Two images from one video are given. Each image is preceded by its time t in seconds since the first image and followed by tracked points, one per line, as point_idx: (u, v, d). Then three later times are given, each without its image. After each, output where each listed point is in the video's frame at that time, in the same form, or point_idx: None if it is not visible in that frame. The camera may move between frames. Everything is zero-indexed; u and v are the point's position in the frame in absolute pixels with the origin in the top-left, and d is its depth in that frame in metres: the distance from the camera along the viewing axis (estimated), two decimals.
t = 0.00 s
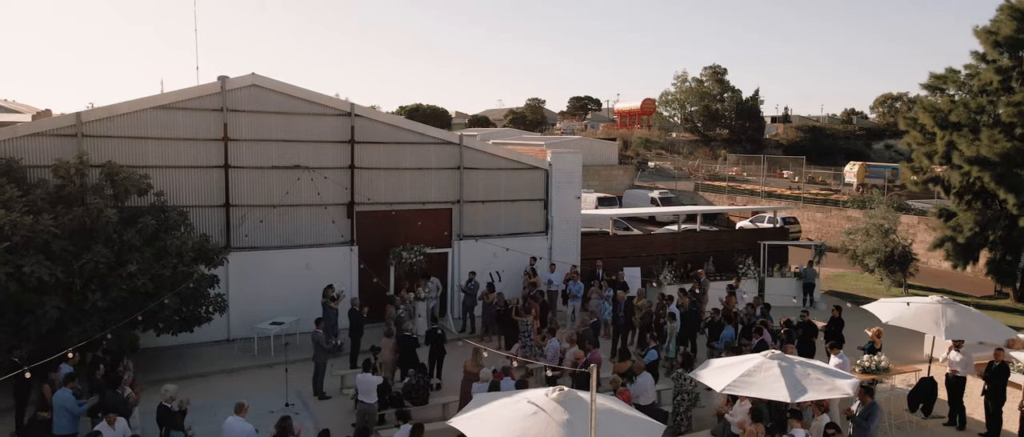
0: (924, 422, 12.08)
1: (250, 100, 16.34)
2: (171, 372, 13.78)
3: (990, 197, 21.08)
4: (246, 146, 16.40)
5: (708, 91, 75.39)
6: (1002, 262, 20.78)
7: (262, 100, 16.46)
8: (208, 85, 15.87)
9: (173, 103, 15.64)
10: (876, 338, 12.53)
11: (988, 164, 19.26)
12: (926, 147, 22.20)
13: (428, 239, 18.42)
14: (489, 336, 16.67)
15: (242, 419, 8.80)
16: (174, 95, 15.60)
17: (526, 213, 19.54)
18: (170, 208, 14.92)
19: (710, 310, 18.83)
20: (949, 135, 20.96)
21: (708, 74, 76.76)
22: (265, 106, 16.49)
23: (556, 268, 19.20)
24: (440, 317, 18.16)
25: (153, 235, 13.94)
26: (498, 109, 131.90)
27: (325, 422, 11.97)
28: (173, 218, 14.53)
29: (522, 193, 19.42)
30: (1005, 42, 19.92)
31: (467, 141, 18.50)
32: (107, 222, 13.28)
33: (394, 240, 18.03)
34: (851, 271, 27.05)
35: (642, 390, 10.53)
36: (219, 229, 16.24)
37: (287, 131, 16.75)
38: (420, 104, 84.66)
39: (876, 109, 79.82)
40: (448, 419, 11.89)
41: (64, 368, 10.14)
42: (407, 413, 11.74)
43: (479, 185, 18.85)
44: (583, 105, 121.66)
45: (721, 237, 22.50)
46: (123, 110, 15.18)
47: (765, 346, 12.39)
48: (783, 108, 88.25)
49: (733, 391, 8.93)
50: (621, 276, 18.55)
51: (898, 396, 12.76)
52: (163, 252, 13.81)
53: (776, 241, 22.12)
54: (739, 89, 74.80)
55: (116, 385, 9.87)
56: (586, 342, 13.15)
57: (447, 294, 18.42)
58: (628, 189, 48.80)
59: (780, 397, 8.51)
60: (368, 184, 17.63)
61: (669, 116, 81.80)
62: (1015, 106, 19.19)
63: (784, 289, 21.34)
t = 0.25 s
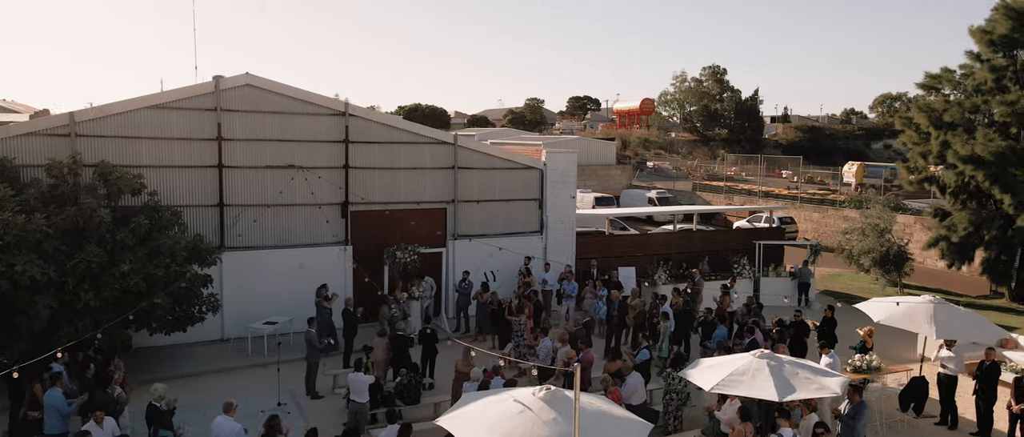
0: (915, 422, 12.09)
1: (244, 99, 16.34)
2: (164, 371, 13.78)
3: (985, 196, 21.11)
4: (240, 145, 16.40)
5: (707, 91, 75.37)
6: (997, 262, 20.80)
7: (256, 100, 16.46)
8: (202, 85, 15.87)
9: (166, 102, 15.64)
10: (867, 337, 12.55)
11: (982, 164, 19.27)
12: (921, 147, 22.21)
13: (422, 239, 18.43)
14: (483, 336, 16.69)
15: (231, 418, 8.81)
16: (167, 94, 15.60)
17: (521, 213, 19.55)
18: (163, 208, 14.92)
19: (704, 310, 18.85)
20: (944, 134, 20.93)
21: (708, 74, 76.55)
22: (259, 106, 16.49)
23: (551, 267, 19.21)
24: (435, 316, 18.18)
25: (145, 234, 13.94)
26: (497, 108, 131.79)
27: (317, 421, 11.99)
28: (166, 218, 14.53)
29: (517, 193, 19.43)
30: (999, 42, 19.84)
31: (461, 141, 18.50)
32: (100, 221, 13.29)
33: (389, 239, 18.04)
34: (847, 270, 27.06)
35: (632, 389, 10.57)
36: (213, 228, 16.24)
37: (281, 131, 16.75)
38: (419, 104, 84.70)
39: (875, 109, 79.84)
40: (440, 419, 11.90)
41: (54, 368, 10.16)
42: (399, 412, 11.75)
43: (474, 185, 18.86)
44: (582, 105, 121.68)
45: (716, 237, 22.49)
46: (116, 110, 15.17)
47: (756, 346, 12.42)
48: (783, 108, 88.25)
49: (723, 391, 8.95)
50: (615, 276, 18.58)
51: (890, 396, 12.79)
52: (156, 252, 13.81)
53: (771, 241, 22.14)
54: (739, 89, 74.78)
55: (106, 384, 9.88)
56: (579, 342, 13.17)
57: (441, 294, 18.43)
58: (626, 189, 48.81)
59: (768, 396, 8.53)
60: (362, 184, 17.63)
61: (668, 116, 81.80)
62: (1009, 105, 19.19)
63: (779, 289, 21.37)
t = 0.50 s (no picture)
0: (905, 422, 12.13)
1: (237, 99, 16.35)
2: (156, 371, 13.80)
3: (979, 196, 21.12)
4: (234, 145, 16.41)
5: (706, 91, 75.32)
6: (991, 261, 20.82)
7: (249, 100, 16.46)
8: (195, 85, 15.88)
9: (159, 102, 15.64)
10: (858, 337, 12.57)
11: (975, 163, 19.28)
12: (915, 146, 22.24)
13: (416, 239, 18.46)
14: (477, 335, 16.70)
15: (219, 418, 8.82)
16: (160, 94, 15.60)
17: (515, 213, 19.57)
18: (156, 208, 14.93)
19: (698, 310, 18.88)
20: (938, 134, 20.91)
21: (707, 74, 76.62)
22: (252, 106, 16.50)
23: (545, 267, 19.22)
24: (429, 316, 18.18)
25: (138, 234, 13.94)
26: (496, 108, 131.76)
27: (309, 421, 11.99)
28: (159, 218, 14.53)
29: (511, 193, 19.44)
30: (992, 42, 19.95)
31: (455, 141, 18.51)
32: (92, 221, 13.30)
33: (382, 239, 18.05)
34: (843, 270, 27.09)
35: (622, 390, 10.59)
36: (206, 228, 16.25)
37: (275, 131, 16.77)
38: (417, 104, 84.72)
39: (874, 109, 79.84)
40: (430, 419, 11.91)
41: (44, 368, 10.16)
42: (391, 412, 11.78)
43: (468, 185, 18.88)
44: (581, 105, 121.68)
45: (711, 237, 22.50)
46: (109, 110, 15.18)
47: (747, 346, 12.44)
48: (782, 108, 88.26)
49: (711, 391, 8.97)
50: (609, 276, 18.60)
51: (881, 396, 12.81)
52: (148, 251, 13.82)
53: (766, 241, 22.15)
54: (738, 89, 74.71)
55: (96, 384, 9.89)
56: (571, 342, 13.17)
57: (436, 294, 18.45)
58: (623, 189, 48.83)
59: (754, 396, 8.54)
60: (356, 184, 17.64)
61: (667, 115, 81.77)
62: (1002, 105, 19.23)
63: (773, 289, 21.39)
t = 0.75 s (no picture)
0: (896, 422, 12.13)
1: (231, 99, 16.37)
2: (149, 371, 13.82)
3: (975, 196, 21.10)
4: (228, 145, 16.43)
5: (707, 91, 75.29)
6: (987, 261, 20.85)
7: (243, 100, 16.48)
8: (190, 85, 15.91)
9: (153, 102, 15.66)
10: (849, 337, 12.61)
11: (970, 163, 19.35)
12: (910, 146, 22.26)
13: (411, 238, 18.47)
14: (471, 335, 16.71)
15: (208, 418, 8.84)
16: (154, 94, 15.62)
17: (510, 213, 19.58)
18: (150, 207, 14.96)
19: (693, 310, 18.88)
20: (934, 134, 20.87)
21: (708, 74, 76.45)
22: (247, 106, 16.52)
23: (540, 267, 19.24)
24: (423, 316, 18.19)
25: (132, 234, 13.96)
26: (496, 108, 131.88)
27: (300, 421, 12.00)
28: (153, 218, 14.55)
29: (506, 193, 19.46)
30: (988, 41, 19.87)
31: (450, 141, 18.53)
32: (85, 221, 13.33)
33: (377, 239, 18.06)
34: (840, 270, 27.06)
35: (612, 389, 10.61)
36: (200, 228, 16.27)
37: (270, 131, 16.79)
38: (417, 104, 84.78)
39: (875, 109, 79.78)
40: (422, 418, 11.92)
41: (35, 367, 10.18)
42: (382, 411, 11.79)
43: (463, 184, 18.90)
44: (581, 105, 121.69)
45: (707, 237, 22.47)
46: (103, 110, 15.20)
47: (739, 346, 12.46)
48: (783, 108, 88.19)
49: (698, 391, 8.96)
50: (604, 276, 18.61)
51: (872, 396, 12.82)
52: (141, 251, 13.83)
53: (762, 241, 22.14)
54: (739, 89, 74.47)
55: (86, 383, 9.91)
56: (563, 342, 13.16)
57: (430, 294, 18.47)
58: (622, 189, 48.83)
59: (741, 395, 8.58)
60: (351, 184, 17.66)
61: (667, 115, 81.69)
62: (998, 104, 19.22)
63: (768, 289, 21.40)
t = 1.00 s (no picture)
0: (887, 422, 12.11)
1: (226, 99, 16.40)
2: (142, 370, 13.85)
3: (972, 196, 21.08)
4: (223, 145, 16.46)
5: (708, 91, 74.18)
6: (983, 261, 20.84)
7: (238, 100, 16.51)
8: (184, 85, 15.94)
9: (148, 102, 15.70)
10: (841, 338, 12.64)
11: (965, 163, 19.36)
12: (907, 146, 22.27)
13: (406, 238, 18.48)
14: (465, 335, 16.72)
15: (196, 417, 8.86)
16: (149, 94, 15.66)
17: (506, 213, 19.60)
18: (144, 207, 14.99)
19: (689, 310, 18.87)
20: (930, 134, 20.94)
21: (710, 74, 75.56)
22: (241, 106, 16.55)
23: (535, 267, 19.24)
24: (418, 316, 18.20)
25: (125, 234, 14.00)
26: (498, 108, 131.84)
27: (292, 420, 12.02)
28: (147, 217, 14.58)
29: (501, 193, 19.47)
30: (983, 41, 19.96)
31: (445, 141, 18.54)
32: (79, 221, 13.37)
33: (372, 239, 18.08)
34: (837, 270, 27.02)
35: (602, 389, 10.63)
36: (195, 228, 16.30)
37: (265, 131, 16.81)
38: (418, 104, 84.89)
39: (877, 109, 79.61)
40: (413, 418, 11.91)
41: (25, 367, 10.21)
42: (374, 411, 11.81)
43: (458, 184, 18.91)
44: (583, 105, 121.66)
45: (704, 237, 22.44)
46: (98, 110, 15.24)
47: (731, 345, 12.46)
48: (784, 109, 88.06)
49: (685, 391, 8.96)
50: (599, 276, 18.62)
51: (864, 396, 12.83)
52: (135, 251, 13.86)
53: (758, 241, 22.12)
54: (741, 90, 73.92)
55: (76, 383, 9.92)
56: (556, 342, 13.16)
57: (425, 294, 18.47)
58: (622, 189, 48.80)
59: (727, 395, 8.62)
60: (346, 184, 17.68)
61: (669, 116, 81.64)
62: (995, 104, 19.20)
63: (765, 289, 21.39)
